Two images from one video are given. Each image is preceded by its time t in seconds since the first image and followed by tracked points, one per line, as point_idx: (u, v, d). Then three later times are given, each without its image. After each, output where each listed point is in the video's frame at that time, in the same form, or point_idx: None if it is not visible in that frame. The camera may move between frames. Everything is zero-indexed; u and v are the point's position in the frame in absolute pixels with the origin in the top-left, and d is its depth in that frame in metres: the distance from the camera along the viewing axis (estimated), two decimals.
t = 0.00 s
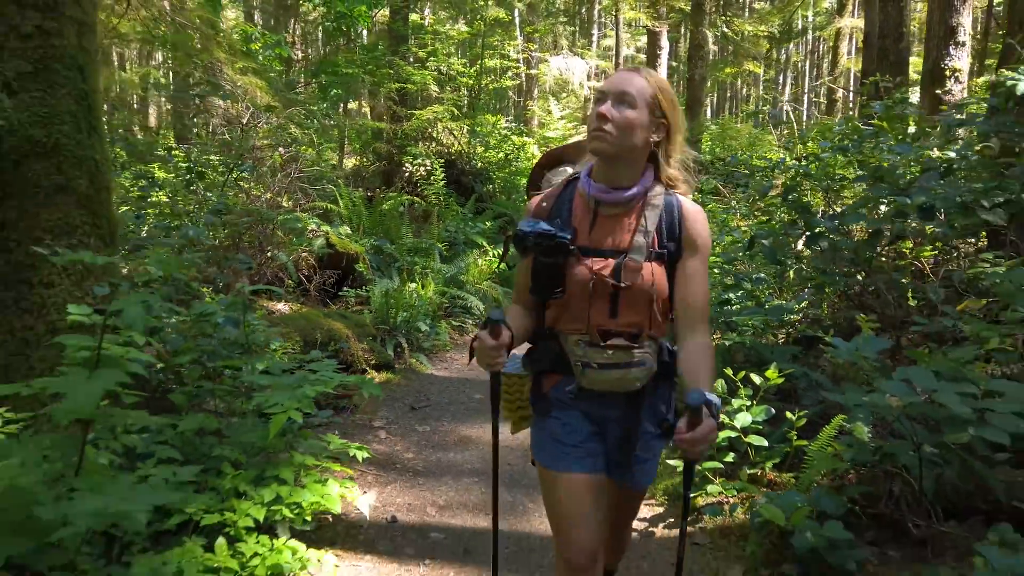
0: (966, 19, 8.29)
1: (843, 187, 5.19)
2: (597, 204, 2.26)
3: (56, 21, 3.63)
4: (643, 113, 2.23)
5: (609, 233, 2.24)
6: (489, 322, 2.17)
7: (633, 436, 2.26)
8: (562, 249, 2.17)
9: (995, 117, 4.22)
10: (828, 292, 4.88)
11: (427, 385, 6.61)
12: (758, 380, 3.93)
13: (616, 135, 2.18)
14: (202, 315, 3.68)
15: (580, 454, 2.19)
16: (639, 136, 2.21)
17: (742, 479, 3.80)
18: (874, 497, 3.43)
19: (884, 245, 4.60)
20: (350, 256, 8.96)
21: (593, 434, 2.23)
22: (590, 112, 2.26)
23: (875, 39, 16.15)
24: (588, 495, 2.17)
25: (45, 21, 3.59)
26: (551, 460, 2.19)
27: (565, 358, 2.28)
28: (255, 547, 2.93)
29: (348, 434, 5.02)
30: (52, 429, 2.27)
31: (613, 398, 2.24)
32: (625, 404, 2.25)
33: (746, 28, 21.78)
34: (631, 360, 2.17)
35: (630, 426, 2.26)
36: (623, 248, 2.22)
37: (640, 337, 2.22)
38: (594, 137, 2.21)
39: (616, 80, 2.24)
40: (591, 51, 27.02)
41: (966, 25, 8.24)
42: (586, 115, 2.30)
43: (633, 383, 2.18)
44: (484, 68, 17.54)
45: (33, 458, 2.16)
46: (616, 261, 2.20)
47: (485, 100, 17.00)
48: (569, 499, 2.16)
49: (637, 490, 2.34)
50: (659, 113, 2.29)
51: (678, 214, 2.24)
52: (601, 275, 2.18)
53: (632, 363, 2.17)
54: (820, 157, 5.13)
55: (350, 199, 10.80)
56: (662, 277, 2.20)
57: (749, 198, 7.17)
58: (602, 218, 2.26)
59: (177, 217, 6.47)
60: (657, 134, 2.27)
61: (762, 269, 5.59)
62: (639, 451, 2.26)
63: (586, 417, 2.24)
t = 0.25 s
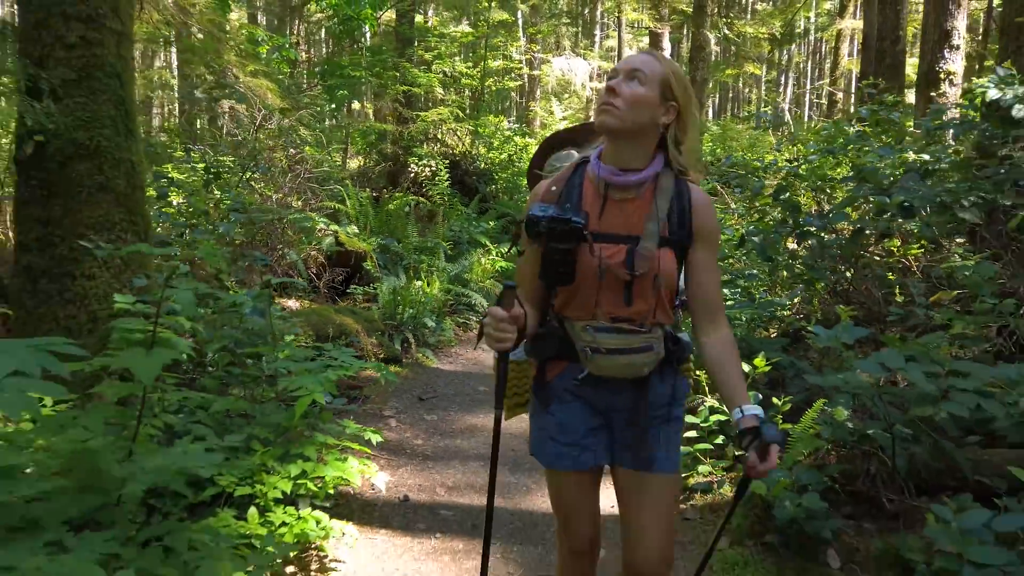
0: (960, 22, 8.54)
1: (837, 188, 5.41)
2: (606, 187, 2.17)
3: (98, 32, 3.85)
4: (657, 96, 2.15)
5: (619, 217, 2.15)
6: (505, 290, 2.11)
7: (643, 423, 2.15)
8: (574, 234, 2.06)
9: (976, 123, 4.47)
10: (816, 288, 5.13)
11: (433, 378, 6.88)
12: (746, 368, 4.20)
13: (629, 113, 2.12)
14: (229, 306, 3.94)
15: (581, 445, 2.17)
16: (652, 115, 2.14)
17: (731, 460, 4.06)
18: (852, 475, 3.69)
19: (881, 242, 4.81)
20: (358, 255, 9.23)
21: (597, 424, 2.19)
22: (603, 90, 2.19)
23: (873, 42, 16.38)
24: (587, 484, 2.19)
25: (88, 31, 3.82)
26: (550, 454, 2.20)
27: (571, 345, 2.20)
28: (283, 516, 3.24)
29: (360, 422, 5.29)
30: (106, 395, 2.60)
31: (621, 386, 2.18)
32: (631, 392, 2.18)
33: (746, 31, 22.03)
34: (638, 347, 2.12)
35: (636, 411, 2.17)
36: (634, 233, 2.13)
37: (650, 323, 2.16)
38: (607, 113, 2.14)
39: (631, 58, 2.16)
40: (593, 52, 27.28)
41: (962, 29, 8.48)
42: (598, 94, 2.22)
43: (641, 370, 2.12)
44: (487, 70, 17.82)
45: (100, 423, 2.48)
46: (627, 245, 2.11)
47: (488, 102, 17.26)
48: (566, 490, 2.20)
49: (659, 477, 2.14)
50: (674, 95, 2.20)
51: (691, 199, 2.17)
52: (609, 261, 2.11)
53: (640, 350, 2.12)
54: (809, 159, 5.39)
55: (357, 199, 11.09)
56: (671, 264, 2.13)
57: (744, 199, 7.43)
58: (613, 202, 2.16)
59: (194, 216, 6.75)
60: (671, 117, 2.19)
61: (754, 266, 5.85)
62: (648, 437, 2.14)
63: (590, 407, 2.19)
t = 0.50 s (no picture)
0: (952, 28, 8.80)
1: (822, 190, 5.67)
2: (609, 210, 2.17)
3: (128, 48, 4.11)
4: (664, 118, 2.15)
5: (623, 241, 2.16)
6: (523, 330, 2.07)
7: (642, 434, 2.22)
8: (574, 262, 2.06)
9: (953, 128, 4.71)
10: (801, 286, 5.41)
11: (438, 373, 7.16)
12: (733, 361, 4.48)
13: (635, 136, 2.13)
14: (249, 302, 4.22)
15: (583, 458, 2.29)
16: (658, 139, 2.14)
17: (719, 447, 4.34)
18: (830, 459, 3.97)
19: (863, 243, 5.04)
20: (364, 255, 9.52)
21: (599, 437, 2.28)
22: (611, 111, 2.18)
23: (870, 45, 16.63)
24: (592, 488, 2.34)
25: (119, 47, 4.08)
26: (555, 466, 2.34)
27: (574, 363, 2.27)
28: (304, 494, 3.52)
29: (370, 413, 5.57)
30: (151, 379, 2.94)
31: (623, 401, 2.25)
32: (630, 405, 2.24)
33: (745, 34, 22.28)
34: (638, 363, 2.19)
35: (634, 422, 2.24)
36: (635, 256, 2.15)
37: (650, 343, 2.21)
38: (614, 135, 2.14)
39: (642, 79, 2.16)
40: (593, 54, 27.57)
41: (952, 35, 8.75)
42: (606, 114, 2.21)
43: (642, 386, 2.20)
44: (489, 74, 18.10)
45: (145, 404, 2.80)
46: (627, 269, 2.15)
47: (489, 105, 17.54)
48: (572, 494, 2.36)
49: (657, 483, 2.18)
50: (682, 117, 2.18)
51: (694, 223, 2.18)
52: (611, 285, 2.14)
53: (642, 368, 2.19)
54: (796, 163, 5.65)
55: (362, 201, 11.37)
56: (673, 287, 2.16)
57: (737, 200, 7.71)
58: (616, 225, 2.16)
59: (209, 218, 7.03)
60: (679, 140, 2.18)
61: (745, 265, 6.12)
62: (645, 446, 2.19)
63: (593, 421, 2.27)
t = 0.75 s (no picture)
0: (941, 35, 9.09)
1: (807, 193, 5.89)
2: (613, 216, 2.17)
3: (150, 62, 4.37)
4: (669, 122, 2.15)
5: (627, 247, 2.14)
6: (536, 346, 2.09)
7: (649, 448, 2.16)
8: (576, 264, 2.08)
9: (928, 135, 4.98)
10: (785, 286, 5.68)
11: (439, 370, 7.43)
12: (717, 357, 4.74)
13: (639, 139, 2.12)
14: (262, 299, 4.49)
15: (588, 474, 2.23)
16: (663, 143, 2.14)
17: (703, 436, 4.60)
18: (808, 447, 4.20)
19: (841, 245, 5.25)
20: (368, 257, 9.80)
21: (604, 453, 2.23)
22: (614, 115, 2.19)
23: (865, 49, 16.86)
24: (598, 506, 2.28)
25: (140, 60, 4.33)
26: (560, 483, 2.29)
27: (579, 374, 2.21)
28: (315, 477, 3.78)
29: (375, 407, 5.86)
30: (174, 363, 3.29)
31: (628, 414, 2.19)
32: (637, 420, 2.19)
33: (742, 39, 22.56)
34: (644, 374, 2.13)
35: (642, 437, 2.18)
36: (641, 263, 2.12)
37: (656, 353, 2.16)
38: (618, 139, 2.15)
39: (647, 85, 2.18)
40: (592, 58, 27.94)
41: (941, 42, 9.04)
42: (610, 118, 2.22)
43: (647, 399, 2.14)
44: (489, 79, 18.41)
45: (174, 390, 3.09)
46: (632, 276, 2.11)
47: (490, 110, 17.84)
48: (578, 513, 2.30)
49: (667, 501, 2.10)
50: (688, 123, 2.18)
51: (700, 228, 2.15)
52: (614, 291, 2.11)
53: (646, 380, 2.13)
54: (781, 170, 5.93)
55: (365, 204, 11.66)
56: (678, 294, 2.12)
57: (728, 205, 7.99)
58: (620, 231, 2.16)
59: (217, 221, 7.32)
60: (684, 145, 2.17)
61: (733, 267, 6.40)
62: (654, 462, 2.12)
63: (597, 436, 2.21)
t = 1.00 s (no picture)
0: (925, 42, 9.38)
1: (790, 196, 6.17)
2: (603, 204, 2.26)
3: (171, 75, 4.68)
4: (657, 112, 2.21)
5: (615, 235, 2.22)
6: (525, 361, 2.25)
7: (638, 437, 2.26)
8: (562, 253, 2.21)
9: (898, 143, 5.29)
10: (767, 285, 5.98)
11: (439, 367, 7.72)
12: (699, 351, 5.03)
13: (626, 128, 2.19)
14: (272, 296, 4.79)
15: (578, 453, 2.24)
16: (649, 133, 2.20)
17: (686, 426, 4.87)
18: (783, 435, 4.48)
19: (827, 246, 5.47)
20: (369, 258, 10.10)
21: (594, 439, 2.26)
22: (604, 104, 2.27)
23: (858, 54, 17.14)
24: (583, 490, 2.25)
25: (161, 74, 4.63)
26: (547, 459, 2.27)
27: (569, 358, 2.30)
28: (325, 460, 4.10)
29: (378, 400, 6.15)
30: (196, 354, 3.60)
31: (618, 400, 2.25)
32: (630, 407, 2.26)
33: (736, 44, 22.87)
34: (629, 361, 2.19)
35: (636, 426, 2.26)
36: (629, 251, 2.20)
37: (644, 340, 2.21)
38: (606, 128, 2.21)
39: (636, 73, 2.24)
40: (589, 63, 28.30)
41: (926, 49, 9.33)
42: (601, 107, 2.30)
43: (632, 385, 2.22)
44: (487, 85, 18.73)
45: (199, 375, 3.40)
46: (618, 263, 2.19)
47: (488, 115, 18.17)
48: (562, 495, 2.23)
49: (654, 497, 2.28)
50: (677, 112, 2.23)
51: (690, 216, 2.21)
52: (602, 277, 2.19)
53: (631, 366, 2.19)
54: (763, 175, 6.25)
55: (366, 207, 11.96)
56: (665, 282, 2.18)
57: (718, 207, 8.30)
58: (609, 219, 2.25)
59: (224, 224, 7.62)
60: (672, 134, 2.23)
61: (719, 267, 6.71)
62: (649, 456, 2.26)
63: (588, 422, 2.27)
